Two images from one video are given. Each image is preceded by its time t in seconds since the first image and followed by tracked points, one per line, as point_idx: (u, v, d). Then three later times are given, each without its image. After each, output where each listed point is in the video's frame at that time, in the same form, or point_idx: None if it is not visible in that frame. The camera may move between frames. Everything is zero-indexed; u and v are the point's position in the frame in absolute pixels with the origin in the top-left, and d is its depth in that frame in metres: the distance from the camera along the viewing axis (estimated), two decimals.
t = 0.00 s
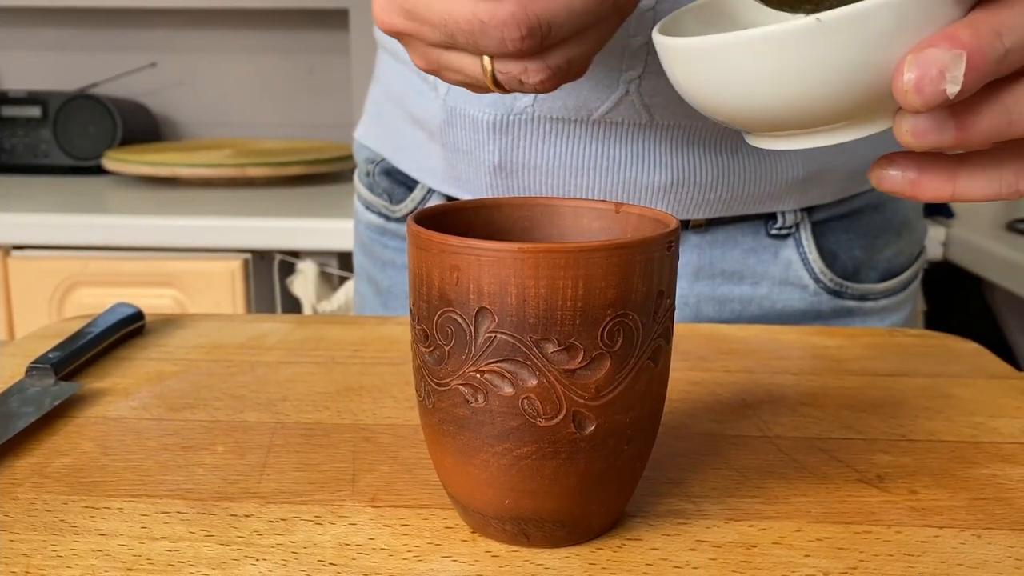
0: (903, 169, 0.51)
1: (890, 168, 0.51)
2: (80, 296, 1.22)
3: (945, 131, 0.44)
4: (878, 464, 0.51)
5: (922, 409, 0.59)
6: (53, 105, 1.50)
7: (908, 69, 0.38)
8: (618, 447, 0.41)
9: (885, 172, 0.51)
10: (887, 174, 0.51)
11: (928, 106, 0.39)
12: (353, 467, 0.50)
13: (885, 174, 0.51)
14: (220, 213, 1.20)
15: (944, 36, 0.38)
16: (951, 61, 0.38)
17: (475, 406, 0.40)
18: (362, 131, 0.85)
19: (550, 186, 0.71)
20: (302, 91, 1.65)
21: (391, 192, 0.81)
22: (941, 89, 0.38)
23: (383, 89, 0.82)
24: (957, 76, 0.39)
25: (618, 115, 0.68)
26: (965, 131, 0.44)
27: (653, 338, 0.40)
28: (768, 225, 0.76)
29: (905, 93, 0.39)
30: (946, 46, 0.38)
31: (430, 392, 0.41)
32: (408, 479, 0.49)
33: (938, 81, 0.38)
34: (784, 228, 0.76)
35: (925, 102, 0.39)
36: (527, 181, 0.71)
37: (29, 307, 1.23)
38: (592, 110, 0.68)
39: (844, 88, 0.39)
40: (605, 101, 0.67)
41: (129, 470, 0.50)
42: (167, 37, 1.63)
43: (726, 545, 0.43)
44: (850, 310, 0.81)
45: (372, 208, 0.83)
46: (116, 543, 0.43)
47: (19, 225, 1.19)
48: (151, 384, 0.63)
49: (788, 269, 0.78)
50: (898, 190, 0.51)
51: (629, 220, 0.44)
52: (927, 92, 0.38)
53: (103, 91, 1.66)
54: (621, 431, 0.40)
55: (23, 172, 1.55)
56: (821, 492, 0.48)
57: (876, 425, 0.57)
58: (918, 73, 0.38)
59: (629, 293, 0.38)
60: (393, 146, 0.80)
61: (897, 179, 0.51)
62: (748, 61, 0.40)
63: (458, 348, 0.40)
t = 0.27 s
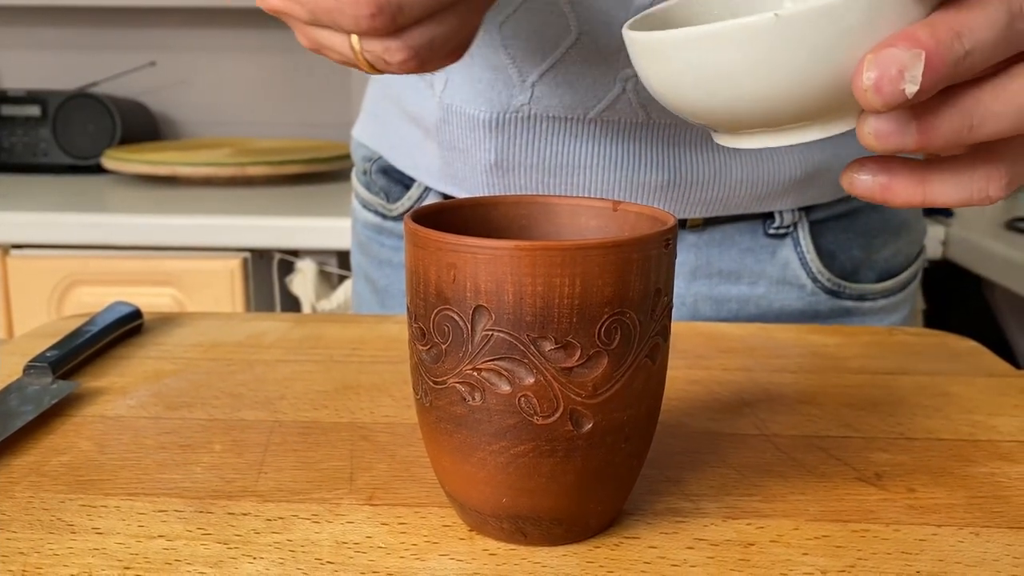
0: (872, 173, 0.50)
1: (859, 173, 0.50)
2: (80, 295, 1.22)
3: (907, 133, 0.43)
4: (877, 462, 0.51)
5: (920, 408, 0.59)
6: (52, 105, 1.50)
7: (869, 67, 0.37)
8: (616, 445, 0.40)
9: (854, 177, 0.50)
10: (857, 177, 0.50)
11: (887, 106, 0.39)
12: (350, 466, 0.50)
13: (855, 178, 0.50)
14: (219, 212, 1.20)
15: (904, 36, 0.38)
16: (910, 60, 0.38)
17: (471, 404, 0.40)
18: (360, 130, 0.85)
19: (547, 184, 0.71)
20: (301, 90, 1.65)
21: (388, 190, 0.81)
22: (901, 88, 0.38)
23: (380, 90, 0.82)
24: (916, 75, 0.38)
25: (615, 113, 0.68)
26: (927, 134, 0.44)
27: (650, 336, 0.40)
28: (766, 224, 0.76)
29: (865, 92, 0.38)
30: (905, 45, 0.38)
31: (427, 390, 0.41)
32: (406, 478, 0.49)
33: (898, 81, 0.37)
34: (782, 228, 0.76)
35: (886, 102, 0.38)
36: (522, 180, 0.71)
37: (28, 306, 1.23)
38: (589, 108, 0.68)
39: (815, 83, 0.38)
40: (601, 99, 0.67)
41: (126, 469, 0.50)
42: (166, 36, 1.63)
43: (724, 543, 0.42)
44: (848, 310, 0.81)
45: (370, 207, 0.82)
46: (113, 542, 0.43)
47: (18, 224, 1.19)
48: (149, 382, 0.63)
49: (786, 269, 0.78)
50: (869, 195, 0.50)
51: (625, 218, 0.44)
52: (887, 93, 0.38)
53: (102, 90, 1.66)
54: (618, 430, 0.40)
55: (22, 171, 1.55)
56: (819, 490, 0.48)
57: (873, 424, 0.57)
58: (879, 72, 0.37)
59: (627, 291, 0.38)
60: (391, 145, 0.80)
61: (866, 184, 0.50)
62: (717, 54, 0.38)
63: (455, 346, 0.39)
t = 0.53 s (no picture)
0: (950, 266, 0.55)
1: (936, 265, 0.56)
2: (79, 294, 1.22)
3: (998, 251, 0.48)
4: (876, 459, 0.51)
5: (920, 405, 0.59)
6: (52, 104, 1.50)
7: (970, 202, 0.43)
8: (615, 442, 0.40)
9: (933, 268, 0.56)
10: (936, 270, 0.56)
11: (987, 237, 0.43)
12: (349, 463, 0.50)
13: (934, 269, 0.56)
14: (219, 211, 1.19)
15: (999, 176, 0.42)
16: (1010, 197, 0.42)
17: (470, 401, 0.40)
18: (363, 128, 0.85)
19: (554, 181, 0.72)
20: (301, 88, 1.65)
21: (392, 189, 0.81)
22: (999, 223, 0.43)
23: (385, 88, 0.82)
24: (1017, 212, 0.42)
25: (621, 111, 0.67)
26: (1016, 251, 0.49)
27: (649, 333, 0.40)
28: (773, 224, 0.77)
29: (966, 225, 0.43)
30: (1004, 184, 0.42)
31: (426, 387, 0.41)
32: (405, 475, 0.49)
33: (997, 217, 0.42)
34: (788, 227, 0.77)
35: (1022, 123, 0.42)
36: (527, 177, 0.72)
37: (28, 305, 1.23)
38: (595, 107, 0.67)
39: (912, 207, 0.45)
40: (607, 98, 0.66)
41: (125, 466, 0.50)
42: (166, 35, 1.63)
43: (724, 540, 0.42)
44: (855, 310, 0.80)
45: (374, 205, 0.83)
46: (112, 539, 0.42)
47: (18, 224, 1.19)
48: (147, 380, 0.63)
49: (792, 268, 0.79)
50: (947, 284, 0.56)
51: (626, 215, 0.44)
52: (986, 227, 0.43)
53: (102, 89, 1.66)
54: (617, 426, 0.40)
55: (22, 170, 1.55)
56: (818, 488, 0.48)
57: (873, 421, 0.57)
58: (978, 207, 0.43)
59: (625, 287, 0.38)
60: (395, 143, 0.80)
61: (945, 275, 0.55)
62: (816, 189, 0.45)
63: (454, 343, 0.39)
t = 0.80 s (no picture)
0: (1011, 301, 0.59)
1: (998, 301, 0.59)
2: (79, 294, 1.22)
3: None
4: (877, 459, 0.51)
5: (921, 405, 0.59)
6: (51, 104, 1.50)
7: None
8: (615, 443, 0.40)
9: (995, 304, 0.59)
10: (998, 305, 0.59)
11: None
12: (349, 464, 0.50)
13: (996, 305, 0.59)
14: (218, 211, 1.19)
15: None
16: None
17: (470, 402, 0.39)
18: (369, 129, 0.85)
19: (564, 182, 0.71)
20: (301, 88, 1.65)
21: (399, 189, 0.81)
22: None
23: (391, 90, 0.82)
24: None
25: (632, 112, 0.67)
26: None
27: (649, 333, 0.40)
28: (782, 224, 0.77)
29: None
30: None
31: (426, 388, 0.41)
32: (404, 475, 0.49)
33: None
34: (798, 228, 0.76)
35: None
36: (537, 179, 0.72)
37: (28, 305, 1.23)
38: (606, 109, 0.67)
39: (986, 248, 0.47)
40: (618, 100, 0.66)
41: (124, 467, 0.50)
42: (166, 35, 1.63)
43: (724, 541, 0.42)
44: (864, 312, 0.81)
45: (378, 205, 0.82)
46: (110, 540, 0.42)
47: (17, 224, 1.19)
48: (147, 381, 0.63)
49: (803, 269, 0.78)
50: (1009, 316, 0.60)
51: (625, 215, 0.44)
52: None
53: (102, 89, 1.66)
54: (617, 427, 0.40)
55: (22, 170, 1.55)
56: (819, 488, 0.48)
57: (874, 421, 0.57)
58: None
59: (625, 288, 0.38)
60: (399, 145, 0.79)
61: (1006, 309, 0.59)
62: (896, 230, 0.48)
63: (453, 344, 0.39)
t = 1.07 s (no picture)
0: None
1: None
2: (78, 293, 1.22)
3: None
4: (876, 458, 0.51)
5: (920, 404, 0.59)
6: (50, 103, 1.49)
7: None
8: (613, 441, 0.40)
9: None
10: None
11: None
12: (347, 463, 0.50)
13: None
14: (218, 210, 1.19)
15: None
16: None
17: (467, 400, 0.39)
18: (368, 128, 0.85)
19: (564, 181, 0.71)
20: (301, 87, 1.65)
21: (398, 188, 0.81)
22: None
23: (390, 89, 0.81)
24: None
25: (633, 111, 0.67)
26: None
27: (647, 331, 0.40)
28: (784, 224, 0.76)
29: None
30: None
31: (423, 386, 0.41)
32: (402, 474, 0.49)
33: None
34: (799, 227, 0.76)
35: None
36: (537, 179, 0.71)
37: (27, 304, 1.23)
38: (608, 108, 0.67)
39: None
40: (620, 98, 0.66)
41: (121, 466, 0.50)
42: (165, 34, 1.63)
43: (722, 540, 0.42)
44: (865, 310, 0.81)
45: (379, 204, 0.83)
46: (107, 539, 0.42)
47: (16, 223, 1.19)
48: (145, 379, 0.63)
49: (804, 269, 0.78)
50: None
51: (625, 213, 0.44)
52: None
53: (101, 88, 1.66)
54: (615, 426, 0.40)
55: (22, 169, 1.55)
56: (817, 487, 0.48)
57: (873, 420, 0.57)
58: None
59: (623, 285, 0.38)
60: (401, 144, 0.79)
61: None
62: (963, 233, 0.50)
63: (451, 342, 0.39)
